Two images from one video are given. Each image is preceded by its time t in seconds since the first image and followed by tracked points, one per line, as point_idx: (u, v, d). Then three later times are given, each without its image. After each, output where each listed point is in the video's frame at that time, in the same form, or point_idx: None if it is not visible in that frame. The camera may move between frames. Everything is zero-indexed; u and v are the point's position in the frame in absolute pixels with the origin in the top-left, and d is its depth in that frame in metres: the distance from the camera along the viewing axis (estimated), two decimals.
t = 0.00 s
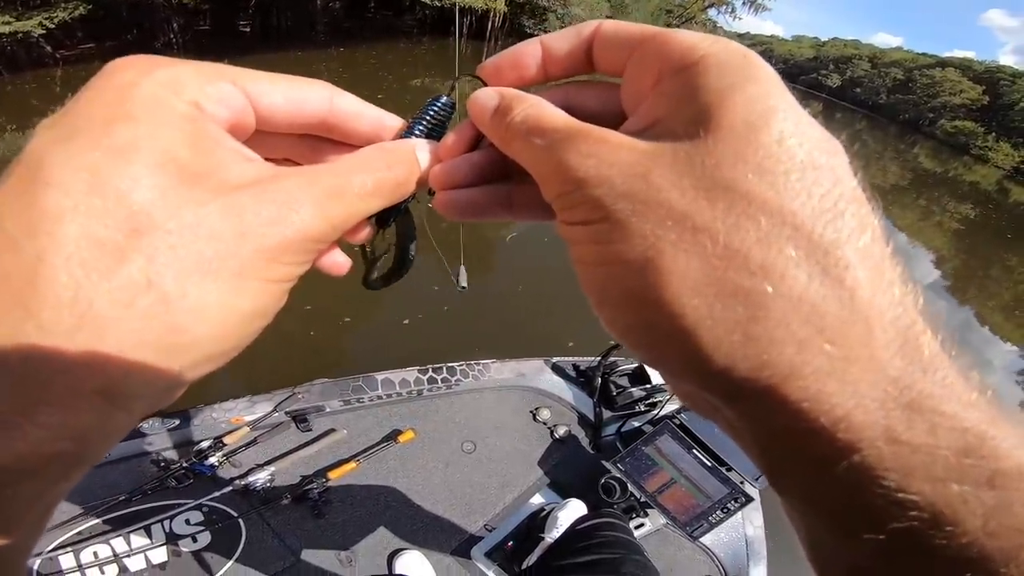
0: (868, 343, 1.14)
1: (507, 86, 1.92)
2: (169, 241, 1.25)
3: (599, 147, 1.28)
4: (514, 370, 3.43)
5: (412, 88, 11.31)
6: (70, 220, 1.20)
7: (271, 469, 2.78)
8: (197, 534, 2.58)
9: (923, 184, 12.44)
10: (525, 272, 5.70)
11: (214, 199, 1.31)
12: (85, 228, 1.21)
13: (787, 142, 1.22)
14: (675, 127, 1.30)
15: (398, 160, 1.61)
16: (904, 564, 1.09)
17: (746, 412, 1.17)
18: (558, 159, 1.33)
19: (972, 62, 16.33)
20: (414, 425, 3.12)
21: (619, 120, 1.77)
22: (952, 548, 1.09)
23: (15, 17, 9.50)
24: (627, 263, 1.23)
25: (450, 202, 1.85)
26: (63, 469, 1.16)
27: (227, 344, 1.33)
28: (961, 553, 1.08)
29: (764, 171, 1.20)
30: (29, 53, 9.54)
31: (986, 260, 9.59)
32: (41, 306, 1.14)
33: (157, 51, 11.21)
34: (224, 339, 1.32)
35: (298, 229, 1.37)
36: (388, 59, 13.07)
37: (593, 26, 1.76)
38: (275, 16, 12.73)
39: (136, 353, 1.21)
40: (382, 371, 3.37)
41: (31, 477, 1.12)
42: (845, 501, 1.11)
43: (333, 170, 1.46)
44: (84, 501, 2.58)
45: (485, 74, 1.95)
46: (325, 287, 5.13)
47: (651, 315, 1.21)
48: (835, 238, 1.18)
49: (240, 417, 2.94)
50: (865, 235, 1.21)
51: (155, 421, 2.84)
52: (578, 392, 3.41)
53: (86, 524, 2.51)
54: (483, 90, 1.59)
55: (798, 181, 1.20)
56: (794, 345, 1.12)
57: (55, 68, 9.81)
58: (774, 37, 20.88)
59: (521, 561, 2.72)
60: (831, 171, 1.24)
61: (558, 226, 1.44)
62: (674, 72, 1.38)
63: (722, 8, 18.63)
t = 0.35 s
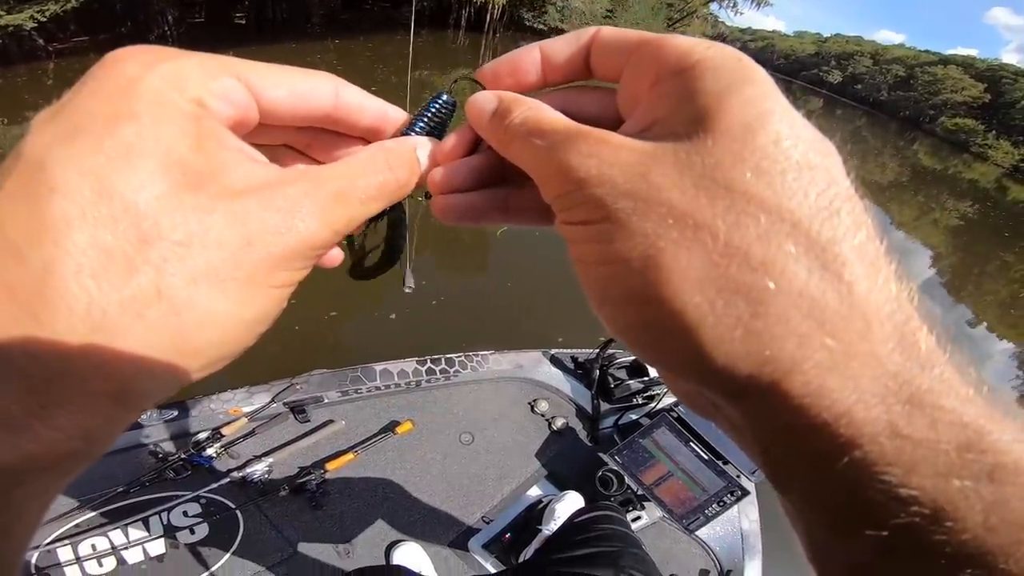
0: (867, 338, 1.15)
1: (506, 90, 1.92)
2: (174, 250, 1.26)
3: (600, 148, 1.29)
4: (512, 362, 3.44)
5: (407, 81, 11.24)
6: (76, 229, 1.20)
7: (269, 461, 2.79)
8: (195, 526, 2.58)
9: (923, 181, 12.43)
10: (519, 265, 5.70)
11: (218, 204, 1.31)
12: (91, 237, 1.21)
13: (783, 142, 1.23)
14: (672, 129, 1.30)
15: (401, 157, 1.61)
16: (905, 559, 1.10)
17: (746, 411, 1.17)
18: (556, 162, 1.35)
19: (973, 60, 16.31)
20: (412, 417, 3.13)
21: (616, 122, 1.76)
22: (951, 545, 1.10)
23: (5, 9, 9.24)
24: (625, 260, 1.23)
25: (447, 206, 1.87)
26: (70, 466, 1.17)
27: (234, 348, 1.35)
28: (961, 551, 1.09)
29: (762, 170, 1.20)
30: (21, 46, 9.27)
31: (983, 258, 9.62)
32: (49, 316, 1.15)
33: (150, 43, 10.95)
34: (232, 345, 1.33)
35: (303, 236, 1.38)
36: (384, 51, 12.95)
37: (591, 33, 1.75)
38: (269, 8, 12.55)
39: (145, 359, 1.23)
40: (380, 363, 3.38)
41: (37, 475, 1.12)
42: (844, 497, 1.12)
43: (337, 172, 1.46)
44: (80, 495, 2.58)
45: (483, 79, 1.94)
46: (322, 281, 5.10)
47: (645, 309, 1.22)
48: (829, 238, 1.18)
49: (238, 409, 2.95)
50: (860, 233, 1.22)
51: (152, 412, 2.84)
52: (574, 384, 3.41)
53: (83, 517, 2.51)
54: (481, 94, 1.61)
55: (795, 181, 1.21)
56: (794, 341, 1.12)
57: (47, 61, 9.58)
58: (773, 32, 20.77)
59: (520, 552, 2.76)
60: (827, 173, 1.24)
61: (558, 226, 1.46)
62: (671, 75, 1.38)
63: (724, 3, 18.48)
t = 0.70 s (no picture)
0: (859, 350, 1.16)
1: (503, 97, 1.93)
2: (175, 255, 1.26)
3: (592, 154, 1.29)
4: (511, 364, 3.46)
5: (403, 83, 11.25)
6: (74, 236, 1.20)
7: (268, 462, 2.79)
8: (194, 527, 2.58)
9: (918, 182, 12.48)
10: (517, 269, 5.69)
11: (216, 209, 1.30)
12: (89, 245, 1.21)
13: (778, 149, 1.22)
14: (663, 138, 1.30)
15: (397, 155, 1.61)
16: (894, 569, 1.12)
17: (737, 421, 1.18)
18: (549, 168, 1.35)
19: (968, 62, 16.39)
20: (410, 418, 3.13)
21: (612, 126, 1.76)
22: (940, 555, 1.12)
23: None
24: (617, 270, 1.24)
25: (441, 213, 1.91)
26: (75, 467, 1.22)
27: (235, 350, 1.36)
28: (950, 561, 1.11)
29: (755, 178, 1.20)
30: (14, 47, 9.12)
31: (978, 259, 9.67)
32: (51, 325, 1.15)
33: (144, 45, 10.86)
34: (234, 347, 1.35)
35: (301, 237, 1.38)
36: (381, 54, 12.95)
37: (588, 35, 1.76)
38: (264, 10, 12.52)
39: (148, 364, 1.24)
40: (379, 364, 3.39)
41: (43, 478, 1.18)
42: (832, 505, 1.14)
43: (333, 172, 1.46)
44: (77, 496, 2.58)
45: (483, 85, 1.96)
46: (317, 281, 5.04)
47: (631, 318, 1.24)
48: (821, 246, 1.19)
49: (237, 409, 2.95)
50: (854, 243, 1.22)
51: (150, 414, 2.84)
52: (573, 385, 3.42)
53: (79, 518, 2.51)
54: (478, 98, 1.61)
55: (787, 191, 1.21)
56: (783, 353, 1.13)
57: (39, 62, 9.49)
58: (769, 34, 20.84)
59: (519, 552, 2.76)
60: (821, 180, 1.24)
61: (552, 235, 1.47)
62: (664, 82, 1.38)
63: (720, 4, 18.51)
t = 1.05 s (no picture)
0: (829, 371, 1.16)
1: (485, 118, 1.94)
2: (186, 267, 1.27)
3: (563, 176, 1.30)
4: (510, 364, 3.48)
5: (399, 85, 11.25)
6: (87, 249, 1.21)
7: (267, 462, 2.81)
8: (193, 527, 2.60)
9: (914, 182, 12.53)
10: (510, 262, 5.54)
11: (223, 218, 1.31)
12: (102, 258, 1.22)
13: (742, 167, 1.21)
14: (635, 156, 1.30)
15: (396, 163, 1.62)
16: None
17: (710, 441, 1.20)
18: (525, 188, 1.35)
19: (963, 62, 16.44)
20: (409, 418, 3.15)
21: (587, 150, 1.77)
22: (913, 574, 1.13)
23: None
24: (588, 294, 1.24)
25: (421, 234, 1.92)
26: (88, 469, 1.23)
27: (243, 359, 1.38)
28: None
29: (720, 197, 1.19)
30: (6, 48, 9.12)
31: (974, 259, 9.71)
32: (66, 338, 1.17)
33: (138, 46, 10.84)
34: (243, 356, 1.37)
35: (307, 247, 1.39)
36: (377, 55, 12.95)
37: (565, 56, 1.77)
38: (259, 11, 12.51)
39: (160, 374, 1.26)
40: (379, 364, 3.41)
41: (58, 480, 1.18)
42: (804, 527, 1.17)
43: (338, 180, 1.47)
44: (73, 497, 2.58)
45: (467, 106, 1.97)
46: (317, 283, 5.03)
47: (600, 342, 1.26)
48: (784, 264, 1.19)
49: (236, 410, 2.96)
50: (821, 263, 1.21)
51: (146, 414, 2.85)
52: (572, 384, 3.44)
53: (75, 519, 2.51)
54: (459, 119, 1.63)
55: (754, 208, 1.20)
56: (751, 376, 1.14)
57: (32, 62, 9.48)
58: (766, 33, 20.90)
59: (519, 553, 2.77)
60: (789, 199, 1.23)
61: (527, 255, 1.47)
62: (637, 102, 1.37)
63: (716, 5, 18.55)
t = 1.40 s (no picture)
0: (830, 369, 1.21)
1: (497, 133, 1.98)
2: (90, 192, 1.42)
3: (605, 179, 1.32)
4: (517, 364, 3.46)
5: (403, 86, 11.23)
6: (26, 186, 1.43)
7: (278, 463, 2.79)
8: (205, 527, 2.59)
9: (923, 178, 12.44)
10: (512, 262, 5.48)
11: (155, 184, 1.45)
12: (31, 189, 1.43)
13: (760, 174, 1.27)
14: (663, 166, 1.35)
15: (358, 162, 1.71)
16: None
17: (759, 414, 1.25)
18: (562, 194, 1.38)
19: (972, 56, 16.29)
20: (418, 419, 3.13)
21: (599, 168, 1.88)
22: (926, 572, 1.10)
23: None
24: (634, 284, 1.27)
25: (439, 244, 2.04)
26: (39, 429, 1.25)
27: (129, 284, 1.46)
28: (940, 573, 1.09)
29: (750, 200, 1.25)
30: (11, 53, 9.15)
31: (986, 255, 9.63)
32: None
33: (141, 50, 10.79)
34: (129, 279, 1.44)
35: (214, 192, 1.51)
36: (381, 56, 12.93)
37: (579, 79, 1.86)
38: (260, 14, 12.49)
39: (45, 280, 1.36)
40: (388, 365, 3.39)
41: None
42: (839, 501, 1.24)
43: (281, 171, 1.59)
44: (86, 498, 2.57)
45: (480, 123, 2.01)
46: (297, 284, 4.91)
47: (634, 326, 1.32)
48: (804, 258, 1.23)
49: (247, 411, 2.95)
50: (835, 255, 1.28)
51: (159, 416, 2.85)
52: (580, 384, 3.42)
53: (89, 521, 2.50)
54: (479, 134, 1.66)
55: (777, 208, 1.25)
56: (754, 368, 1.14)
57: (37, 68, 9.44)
58: (772, 30, 20.80)
59: (526, 552, 2.75)
60: (803, 205, 1.30)
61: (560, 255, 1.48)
62: (653, 121, 1.46)
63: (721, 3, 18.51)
